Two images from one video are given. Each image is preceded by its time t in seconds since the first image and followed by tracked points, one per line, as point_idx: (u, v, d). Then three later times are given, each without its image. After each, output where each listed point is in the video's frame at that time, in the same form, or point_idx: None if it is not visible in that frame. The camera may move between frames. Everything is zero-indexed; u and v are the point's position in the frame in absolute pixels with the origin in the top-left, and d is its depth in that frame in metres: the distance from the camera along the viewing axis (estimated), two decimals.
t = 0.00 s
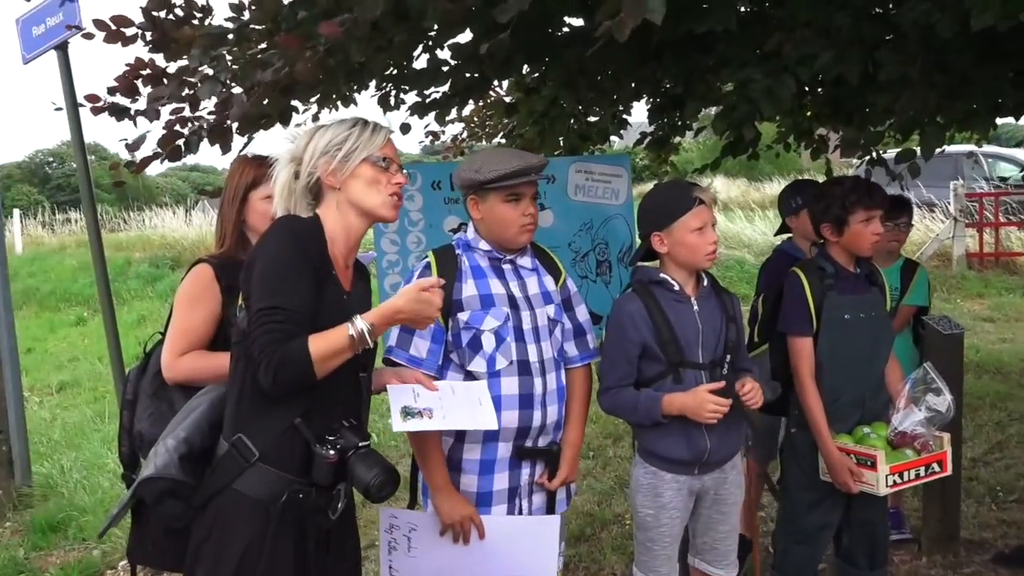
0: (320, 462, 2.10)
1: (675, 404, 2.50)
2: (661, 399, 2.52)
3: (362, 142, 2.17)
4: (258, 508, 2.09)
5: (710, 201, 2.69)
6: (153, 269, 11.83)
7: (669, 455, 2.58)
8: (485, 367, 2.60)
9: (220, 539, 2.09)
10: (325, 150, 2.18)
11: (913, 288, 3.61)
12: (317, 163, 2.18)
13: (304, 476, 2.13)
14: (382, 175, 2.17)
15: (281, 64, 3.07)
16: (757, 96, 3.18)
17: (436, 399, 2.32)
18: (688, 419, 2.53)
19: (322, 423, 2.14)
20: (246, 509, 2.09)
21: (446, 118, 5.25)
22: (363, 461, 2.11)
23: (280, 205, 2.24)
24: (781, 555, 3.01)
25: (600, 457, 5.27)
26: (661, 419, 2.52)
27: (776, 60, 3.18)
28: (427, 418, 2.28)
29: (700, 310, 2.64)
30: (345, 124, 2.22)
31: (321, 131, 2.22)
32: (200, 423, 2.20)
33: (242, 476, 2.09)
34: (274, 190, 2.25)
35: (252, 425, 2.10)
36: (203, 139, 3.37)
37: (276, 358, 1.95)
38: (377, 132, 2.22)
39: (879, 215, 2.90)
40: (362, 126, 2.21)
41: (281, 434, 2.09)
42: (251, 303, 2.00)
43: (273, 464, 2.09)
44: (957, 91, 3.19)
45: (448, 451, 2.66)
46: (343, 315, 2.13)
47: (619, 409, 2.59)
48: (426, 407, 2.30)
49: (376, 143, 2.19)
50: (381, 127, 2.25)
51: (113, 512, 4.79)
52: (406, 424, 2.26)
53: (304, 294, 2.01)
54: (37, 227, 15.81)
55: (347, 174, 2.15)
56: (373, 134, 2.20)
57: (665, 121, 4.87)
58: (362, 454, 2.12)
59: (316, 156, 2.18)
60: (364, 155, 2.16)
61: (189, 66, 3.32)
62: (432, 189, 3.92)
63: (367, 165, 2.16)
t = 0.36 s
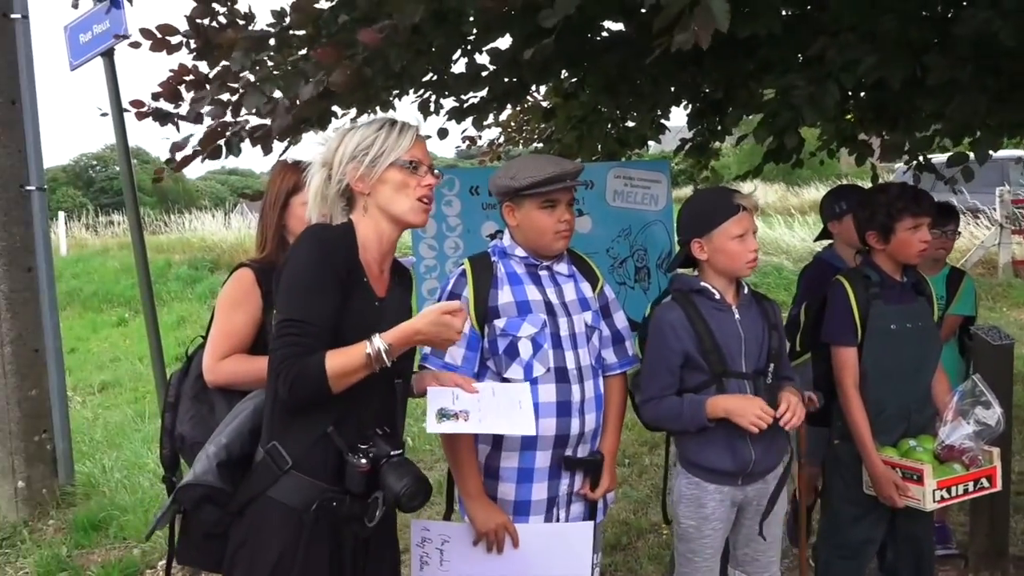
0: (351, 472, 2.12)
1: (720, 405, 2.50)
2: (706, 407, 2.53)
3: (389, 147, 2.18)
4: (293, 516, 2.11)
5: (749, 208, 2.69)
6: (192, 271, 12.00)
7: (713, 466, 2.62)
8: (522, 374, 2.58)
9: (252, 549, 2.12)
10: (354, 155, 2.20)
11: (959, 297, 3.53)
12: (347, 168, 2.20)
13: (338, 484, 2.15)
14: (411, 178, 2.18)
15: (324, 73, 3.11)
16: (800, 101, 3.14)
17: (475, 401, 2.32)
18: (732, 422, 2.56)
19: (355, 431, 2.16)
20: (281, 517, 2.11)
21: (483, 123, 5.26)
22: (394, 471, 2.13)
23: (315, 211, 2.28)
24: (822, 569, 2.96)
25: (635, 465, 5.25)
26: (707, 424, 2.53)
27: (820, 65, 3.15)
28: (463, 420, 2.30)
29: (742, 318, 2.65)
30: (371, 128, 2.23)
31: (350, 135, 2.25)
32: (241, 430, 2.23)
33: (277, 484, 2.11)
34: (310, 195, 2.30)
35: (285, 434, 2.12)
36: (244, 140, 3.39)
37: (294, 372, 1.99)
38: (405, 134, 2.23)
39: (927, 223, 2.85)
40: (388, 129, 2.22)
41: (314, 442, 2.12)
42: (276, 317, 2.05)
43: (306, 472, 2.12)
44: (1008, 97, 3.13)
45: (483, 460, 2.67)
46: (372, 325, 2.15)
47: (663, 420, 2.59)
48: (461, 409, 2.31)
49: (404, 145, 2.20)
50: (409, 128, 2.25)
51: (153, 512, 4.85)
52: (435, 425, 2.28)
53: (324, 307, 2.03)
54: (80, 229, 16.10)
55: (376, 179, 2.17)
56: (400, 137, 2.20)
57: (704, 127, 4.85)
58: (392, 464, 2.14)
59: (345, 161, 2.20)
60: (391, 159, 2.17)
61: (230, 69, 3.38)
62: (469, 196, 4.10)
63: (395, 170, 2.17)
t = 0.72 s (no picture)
0: (385, 480, 2.15)
1: (767, 410, 2.53)
2: (753, 412, 2.56)
3: (403, 146, 2.21)
4: (327, 523, 2.15)
5: (796, 215, 2.71)
6: (233, 271, 12.15)
7: (758, 474, 2.66)
8: (560, 382, 2.57)
9: (288, 558, 2.16)
10: (368, 157, 2.23)
11: (1010, 307, 3.44)
12: (363, 170, 2.23)
13: (372, 493, 2.18)
14: (428, 175, 2.22)
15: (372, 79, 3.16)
16: (848, 103, 3.09)
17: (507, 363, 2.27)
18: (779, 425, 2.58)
19: (386, 439, 2.20)
20: (316, 525, 2.15)
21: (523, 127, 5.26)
22: (426, 477, 2.12)
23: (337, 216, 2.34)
24: None
25: (674, 472, 5.20)
26: (755, 429, 2.56)
27: (869, 67, 3.10)
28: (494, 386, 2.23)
29: (790, 326, 2.68)
30: (382, 127, 2.25)
31: (362, 135, 2.27)
32: (280, 440, 2.24)
33: (311, 493, 2.15)
34: (328, 199, 2.34)
35: (318, 443, 2.15)
36: (290, 142, 3.42)
37: (318, 388, 2.01)
38: (417, 129, 2.25)
39: (981, 229, 2.81)
40: (398, 127, 2.25)
41: (347, 451, 2.15)
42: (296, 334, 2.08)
43: (340, 481, 2.15)
44: None
45: (521, 467, 2.68)
46: (399, 326, 2.19)
47: (708, 426, 2.63)
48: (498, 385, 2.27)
49: (417, 141, 2.23)
50: (420, 121, 2.28)
51: (195, 510, 4.90)
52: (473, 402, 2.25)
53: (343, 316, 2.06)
54: (125, 229, 16.35)
55: (394, 179, 2.21)
56: (412, 135, 2.23)
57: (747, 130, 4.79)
58: (424, 470, 2.14)
59: (361, 163, 2.24)
60: (407, 158, 2.21)
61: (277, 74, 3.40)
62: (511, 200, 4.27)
63: (412, 167, 2.21)
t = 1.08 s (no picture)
0: (404, 490, 2.16)
1: (816, 419, 2.67)
2: (802, 419, 2.69)
3: (401, 152, 2.22)
4: (350, 533, 2.20)
5: (847, 220, 2.84)
6: (273, 272, 12.29)
7: (806, 485, 2.83)
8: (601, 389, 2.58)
9: (317, 566, 2.23)
10: (369, 163, 2.25)
11: None
12: (365, 176, 2.26)
13: (395, 503, 2.20)
14: (432, 179, 2.23)
15: (423, 94, 3.27)
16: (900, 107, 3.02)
17: (543, 381, 2.29)
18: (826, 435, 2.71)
19: (405, 449, 2.20)
20: (340, 534, 2.20)
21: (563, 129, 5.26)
22: (445, 486, 2.13)
23: (344, 218, 2.40)
24: None
25: (713, 479, 5.13)
26: (802, 439, 2.68)
27: (922, 70, 3.06)
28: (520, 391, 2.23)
29: (839, 332, 2.81)
30: (381, 131, 2.27)
31: (363, 139, 2.29)
32: (310, 450, 2.38)
33: (334, 503, 2.22)
34: (333, 202, 2.40)
35: (341, 454, 2.23)
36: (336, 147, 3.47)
37: (386, 363, 1.99)
38: (416, 132, 2.25)
39: None
40: (396, 130, 2.25)
41: (368, 458, 2.18)
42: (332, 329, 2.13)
43: (362, 490, 2.19)
44: None
45: (560, 474, 2.68)
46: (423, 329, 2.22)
47: (755, 432, 2.75)
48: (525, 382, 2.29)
49: (418, 145, 2.23)
50: (419, 122, 2.28)
51: (235, 509, 4.95)
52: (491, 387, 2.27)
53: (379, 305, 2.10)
54: (167, 228, 16.53)
55: (396, 185, 2.23)
56: (410, 139, 2.23)
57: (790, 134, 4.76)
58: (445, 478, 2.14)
59: (362, 169, 2.26)
60: (407, 164, 2.22)
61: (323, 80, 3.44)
62: (551, 202, 4.73)
63: (413, 173, 2.22)
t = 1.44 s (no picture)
0: (428, 501, 2.39)
1: (858, 433, 2.83)
2: (843, 429, 2.87)
3: (433, 163, 2.36)
4: (375, 545, 2.41)
5: (896, 228, 3.03)
6: (307, 273, 12.37)
7: (844, 495, 2.95)
8: (639, 397, 2.70)
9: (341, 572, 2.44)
10: (399, 163, 2.39)
11: None
12: (393, 173, 2.40)
13: (418, 514, 2.41)
14: (456, 194, 2.39)
15: (465, 99, 3.30)
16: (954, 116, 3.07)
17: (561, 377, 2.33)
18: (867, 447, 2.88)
19: (426, 461, 2.42)
20: (364, 545, 2.41)
21: (599, 133, 5.25)
22: (469, 497, 2.36)
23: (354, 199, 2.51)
24: None
25: (748, 487, 5.08)
26: (842, 450, 2.86)
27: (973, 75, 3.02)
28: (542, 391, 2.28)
29: (885, 340, 2.97)
30: (416, 133, 2.39)
31: (397, 135, 2.41)
32: (326, 460, 2.55)
33: (356, 515, 2.43)
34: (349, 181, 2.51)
35: (361, 469, 2.44)
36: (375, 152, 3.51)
37: (354, 410, 2.28)
38: (452, 145, 2.38)
39: None
40: (432, 138, 2.38)
41: (389, 470, 2.40)
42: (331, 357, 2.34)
43: (382, 502, 2.41)
44: None
45: (597, 481, 2.82)
46: (431, 339, 2.39)
47: (795, 440, 2.93)
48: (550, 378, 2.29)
49: (450, 159, 2.37)
50: (456, 133, 2.40)
51: (269, 508, 5.00)
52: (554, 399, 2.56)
53: (374, 333, 2.29)
54: (206, 231, 16.84)
55: (421, 193, 2.38)
56: (443, 152, 2.37)
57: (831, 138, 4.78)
58: (466, 490, 2.37)
59: (391, 167, 2.39)
60: (436, 176, 2.37)
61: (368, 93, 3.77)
62: (588, 206, 4.82)
63: (441, 185, 2.38)
